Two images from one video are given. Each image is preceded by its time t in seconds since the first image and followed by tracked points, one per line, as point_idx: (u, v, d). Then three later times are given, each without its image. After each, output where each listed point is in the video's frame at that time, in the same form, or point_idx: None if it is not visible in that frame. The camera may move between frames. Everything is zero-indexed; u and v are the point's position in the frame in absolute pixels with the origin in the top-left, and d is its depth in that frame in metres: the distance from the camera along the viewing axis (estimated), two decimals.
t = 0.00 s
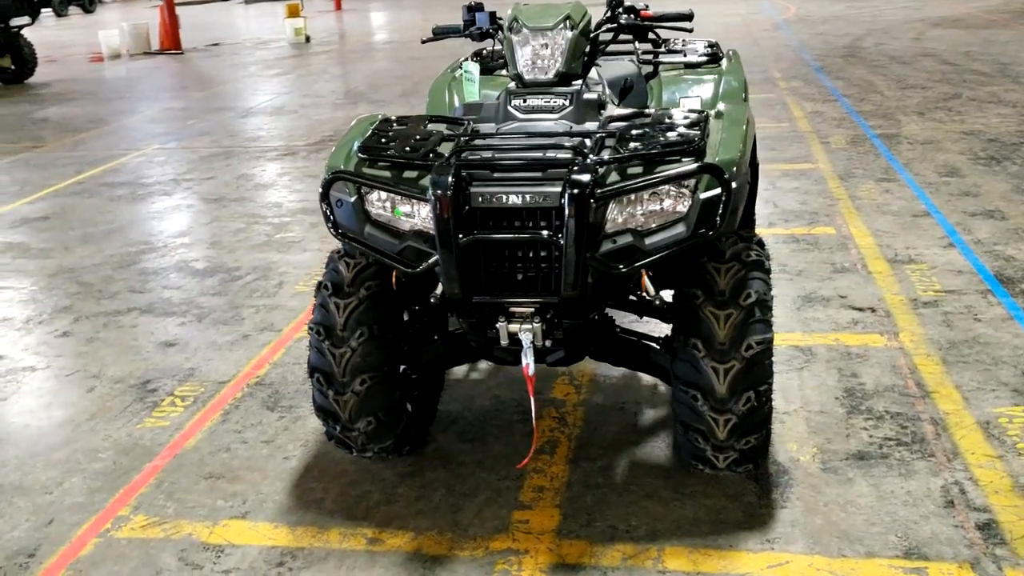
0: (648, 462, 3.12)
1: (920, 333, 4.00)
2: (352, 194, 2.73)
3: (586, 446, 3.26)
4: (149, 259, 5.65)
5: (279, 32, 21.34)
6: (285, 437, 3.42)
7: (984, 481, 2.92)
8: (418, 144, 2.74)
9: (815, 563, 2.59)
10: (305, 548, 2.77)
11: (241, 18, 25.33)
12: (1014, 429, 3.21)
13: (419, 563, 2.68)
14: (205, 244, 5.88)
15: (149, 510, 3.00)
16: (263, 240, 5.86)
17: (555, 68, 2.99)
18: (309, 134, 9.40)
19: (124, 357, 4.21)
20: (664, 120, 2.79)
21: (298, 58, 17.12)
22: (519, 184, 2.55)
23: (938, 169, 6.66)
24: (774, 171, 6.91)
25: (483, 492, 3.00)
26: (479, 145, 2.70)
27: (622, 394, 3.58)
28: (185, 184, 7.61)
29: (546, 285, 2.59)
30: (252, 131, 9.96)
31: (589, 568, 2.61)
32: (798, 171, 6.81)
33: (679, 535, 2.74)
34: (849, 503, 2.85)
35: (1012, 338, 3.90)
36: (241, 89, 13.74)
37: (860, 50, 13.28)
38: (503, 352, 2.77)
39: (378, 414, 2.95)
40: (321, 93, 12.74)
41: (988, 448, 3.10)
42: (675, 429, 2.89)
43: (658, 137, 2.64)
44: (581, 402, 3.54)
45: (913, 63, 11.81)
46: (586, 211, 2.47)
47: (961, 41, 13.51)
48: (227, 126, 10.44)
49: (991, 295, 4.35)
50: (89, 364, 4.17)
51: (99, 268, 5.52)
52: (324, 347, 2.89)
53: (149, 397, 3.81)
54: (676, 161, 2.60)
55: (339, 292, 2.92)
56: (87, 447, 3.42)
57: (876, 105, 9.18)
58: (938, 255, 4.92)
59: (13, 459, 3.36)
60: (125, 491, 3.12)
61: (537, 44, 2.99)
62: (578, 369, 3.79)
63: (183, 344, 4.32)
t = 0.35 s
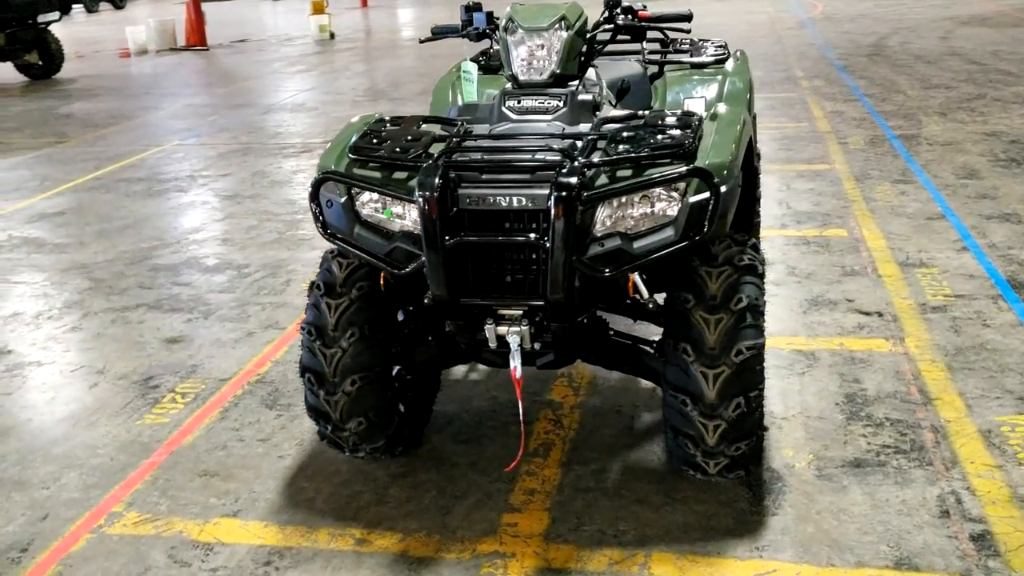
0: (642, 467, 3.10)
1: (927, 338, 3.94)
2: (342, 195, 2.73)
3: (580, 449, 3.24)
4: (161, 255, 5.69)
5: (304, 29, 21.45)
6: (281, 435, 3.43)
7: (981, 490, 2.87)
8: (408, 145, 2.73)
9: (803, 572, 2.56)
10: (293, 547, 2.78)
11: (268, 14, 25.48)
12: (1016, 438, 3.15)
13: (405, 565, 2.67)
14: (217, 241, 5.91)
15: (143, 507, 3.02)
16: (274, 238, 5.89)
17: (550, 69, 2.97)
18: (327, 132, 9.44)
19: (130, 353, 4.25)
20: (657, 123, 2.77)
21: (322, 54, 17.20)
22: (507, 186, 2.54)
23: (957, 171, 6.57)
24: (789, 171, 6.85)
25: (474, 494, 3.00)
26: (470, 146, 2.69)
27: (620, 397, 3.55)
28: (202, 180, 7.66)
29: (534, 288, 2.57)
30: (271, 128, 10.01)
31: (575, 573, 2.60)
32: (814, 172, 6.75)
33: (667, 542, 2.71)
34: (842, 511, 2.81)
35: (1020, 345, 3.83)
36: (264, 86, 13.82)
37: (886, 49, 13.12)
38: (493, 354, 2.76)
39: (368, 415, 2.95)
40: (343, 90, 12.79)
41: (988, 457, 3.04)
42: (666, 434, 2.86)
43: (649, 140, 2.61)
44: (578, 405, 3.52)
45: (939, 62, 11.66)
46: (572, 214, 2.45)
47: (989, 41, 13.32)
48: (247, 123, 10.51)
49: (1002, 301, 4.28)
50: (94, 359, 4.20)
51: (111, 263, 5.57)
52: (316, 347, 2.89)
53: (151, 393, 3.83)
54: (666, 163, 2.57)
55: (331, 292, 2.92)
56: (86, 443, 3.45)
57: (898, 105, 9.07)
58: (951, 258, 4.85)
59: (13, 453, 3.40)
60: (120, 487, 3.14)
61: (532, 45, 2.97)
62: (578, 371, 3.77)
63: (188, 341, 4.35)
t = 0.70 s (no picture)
0: (639, 471, 3.08)
1: (936, 344, 3.88)
2: (336, 197, 2.73)
3: (578, 451, 3.22)
4: (175, 252, 5.74)
5: (330, 26, 21.54)
6: (281, 434, 3.45)
7: (981, 500, 2.83)
8: (403, 148, 2.74)
9: None
10: (286, 547, 2.79)
11: (295, 11, 25.67)
12: (1021, 446, 3.10)
13: (395, 567, 2.68)
14: (231, 239, 5.96)
15: (140, 504, 3.05)
16: (287, 236, 5.92)
17: (547, 70, 2.96)
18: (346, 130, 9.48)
19: (138, 351, 4.29)
20: (653, 126, 2.75)
21: (346, 52, 17.27)
22: (498, 189, 2.54)
23: (977, 172, 6.47)
24: (807, 172, 6.79)
25: (468, 496, 3.00)
26: (463, 149, 2.69)
27: (621, 400, 3.54)
28: (220, 178, 7.72)
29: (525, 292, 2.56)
30: (292, 125, 10.06)
31: None
32: (831, 173, 6.68)
33: (658, 547, 2.70)
34: (838, 519, 2.78)
35: None
36: (288, 83, 13.90)
37: (912, 47, 12.97)
38: (486, 357, 2.76)
39: (363, 416, 2.95)
40: (365, 88, 12.83)
41: (990, 466, 3.00)
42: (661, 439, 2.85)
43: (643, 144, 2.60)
44: (579, 407, 3.51)
45: (966, 61, 11.50)
46: (562, 219, 2.44)
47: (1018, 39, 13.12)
48: (268, 120, 10.58)
49: (1015, 305, 4.21)
50: (103, 357, 4.25)
51: (126, 261, 5.63)
52: (311, 348, 2.91)
53: (156, 391, 3.87)
54: (659, 168, 2.56)
55: (327, 293, 2.93)
56: (90, 440, 3.49)
57: (921, 105, 8.96)
58: (965, 262, 4.78)
59: (17, 449, 3.44)
60: (120, 485, 3.17)
61: (529, 46, 2.95)
62: (580, 373, 3.76)
63: (196, 339, 4.39)
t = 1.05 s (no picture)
0: (634, 474, 3.07)
1: (944, 349, 3.83)
2: (330, 197, 2.74)
3: (574, 453, 3.22)
4: (189, 249, 5.80)
5: (356, 23, 21.62)
6: (281, 432, 3.47)
7: (978, 510, 2.78)
8: (397, 149, 2.74)
9: None
10: (278, 545, 2.81)
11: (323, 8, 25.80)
12: None
13: (384, 568, 2.69)
14: (245, 236, 6.00)
15: (139, 500, 3.08)
16: (300, 234, 5.96)
17: (545, 72, 2.95)
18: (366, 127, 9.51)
19: (147, 347, 4.34)
20: (648, 129, 2.74)
21: (371, 50, 17.34)
22: (489, 191, 2.54)
23: (998, 175, 6.38)
24: (824, 173, 6.72)
25: (462, 497, 3.00)
26: (457, 151, 2.69)
27: (621, 402, 3.53)
28: (238, 175, 7.78)
29: (515, 294, 2.56)
30: (314, 123, 10.12)
31: None
32: (848, 174, 6.62)
33: (648, 552, 2.69)
34: (832, 527, 2.75)
35: None
36: (312, 80, 13.98)
37: (940, 47, 12.81)
38: (479, 358, 2.76)
39: (358, 416, 2.97)
40: (388, 86, 12.88)
41: (991, 475, 2.95)
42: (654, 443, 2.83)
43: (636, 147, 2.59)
44: (578, 409, 3.50)
45: (994, 61, 11.34)
46: (551, 222, 2.43)
47: None
48: (290, 118, 10.64)
49: None
50: (112, 352, 4.29)
51: (141, 257, 5.70)
52: (307, 348, 2.92)
53: (162, 388, 3.91)
54: (651, 171, 2.54)
55: (323, 293, 2.94)
56: (94, 435, 3.53)
57: (945, 106, 8.85)
58: (979, 267, 4.72)
59: (23, 442, 3.49)
60: (120, 480, 3.21)
61: (527, 48, 2.94)
62: (582, 375, 3.75)
63: (205, 336, 4.43)
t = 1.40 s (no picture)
0: (629, 475, 3.07)
1: (950, 353, 3.79)
2: (325, 195, 2.75)
3: (571, 453, 3.22)
4: (203, 245, 5.85)
5: (381, 21, 21.70)
6: (282, 428, 3.50)
7: (974, 517, 2.76)
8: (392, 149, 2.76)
9: None
10: (272, 540, 2.84)
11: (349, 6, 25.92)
12: None
13: (375, 564, 2.71)
14: (258, 233, 6.05)
15: (139, 494, 3.12)
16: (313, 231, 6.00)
17: (543, 71, 2.95)
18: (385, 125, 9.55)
19: (155, 342, 4.39)
20: (643, 130, 2.73)
21: (395, 48, 17.40)
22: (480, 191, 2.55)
23: (1017, 177, 6.30)
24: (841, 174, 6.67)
25: (457, 495, 3.01)
26: (451, 151, 2.71)
27: (620, 403, 3.52)
28: (256, 172, 7.85)
29: (505, 294, 2.57)
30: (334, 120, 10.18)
31: None
32: (865, 175, 6.56)
33: (638, 553, 2.69)
34: (825, 531, 2.73)
35: None
36: (335, 78, 14.05)
37: (967, 46, 12.66)
38: (472, 357, 2.77)
39: (353, 413, 2.98)
40: (410, 84, 12.92)
41: (989, 481, 2.92)
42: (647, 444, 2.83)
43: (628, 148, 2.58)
44: (578, 409, 3.50)
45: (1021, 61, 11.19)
46: (540, 222, 2.44)
47: None
48: (311, 115, 10.71)
49: None
50: (121, 347, 4.35)
51: (156, 253, 5.76)
52: (303, 345, 2.95)
53: (168, 383, 3.95)
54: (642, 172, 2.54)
55: (320, 291, 2.97)
56: (99, 428, 3.58)
57: (968, 107, 8.74)
58: (992, 270, 4.66)
59: (29, 435, 3.55)
60: (121, 474, 3.26)
61: (524, 47, 2.94)
62: (584, 375, 3.75)
63: (213, 332, 4.47)
